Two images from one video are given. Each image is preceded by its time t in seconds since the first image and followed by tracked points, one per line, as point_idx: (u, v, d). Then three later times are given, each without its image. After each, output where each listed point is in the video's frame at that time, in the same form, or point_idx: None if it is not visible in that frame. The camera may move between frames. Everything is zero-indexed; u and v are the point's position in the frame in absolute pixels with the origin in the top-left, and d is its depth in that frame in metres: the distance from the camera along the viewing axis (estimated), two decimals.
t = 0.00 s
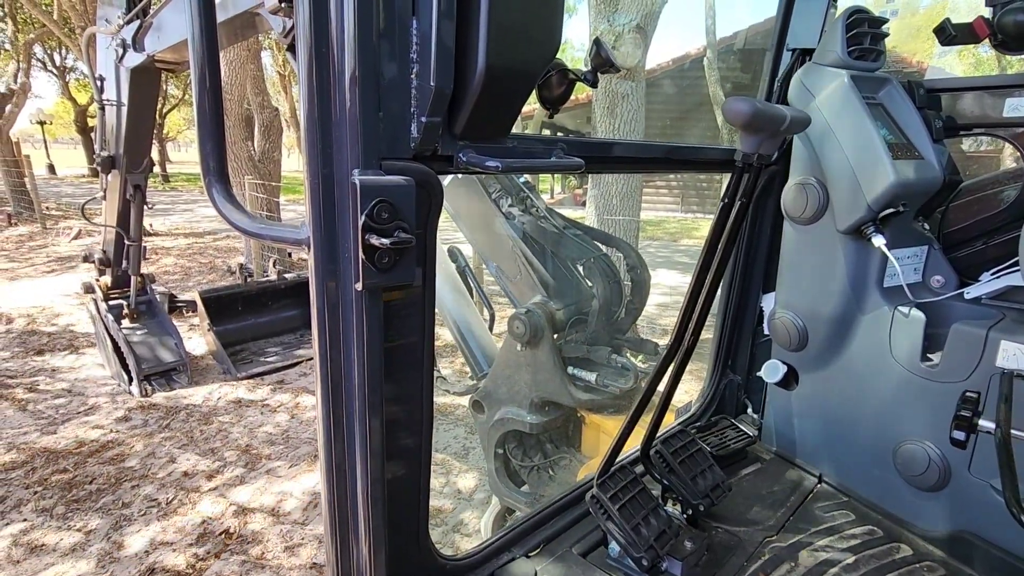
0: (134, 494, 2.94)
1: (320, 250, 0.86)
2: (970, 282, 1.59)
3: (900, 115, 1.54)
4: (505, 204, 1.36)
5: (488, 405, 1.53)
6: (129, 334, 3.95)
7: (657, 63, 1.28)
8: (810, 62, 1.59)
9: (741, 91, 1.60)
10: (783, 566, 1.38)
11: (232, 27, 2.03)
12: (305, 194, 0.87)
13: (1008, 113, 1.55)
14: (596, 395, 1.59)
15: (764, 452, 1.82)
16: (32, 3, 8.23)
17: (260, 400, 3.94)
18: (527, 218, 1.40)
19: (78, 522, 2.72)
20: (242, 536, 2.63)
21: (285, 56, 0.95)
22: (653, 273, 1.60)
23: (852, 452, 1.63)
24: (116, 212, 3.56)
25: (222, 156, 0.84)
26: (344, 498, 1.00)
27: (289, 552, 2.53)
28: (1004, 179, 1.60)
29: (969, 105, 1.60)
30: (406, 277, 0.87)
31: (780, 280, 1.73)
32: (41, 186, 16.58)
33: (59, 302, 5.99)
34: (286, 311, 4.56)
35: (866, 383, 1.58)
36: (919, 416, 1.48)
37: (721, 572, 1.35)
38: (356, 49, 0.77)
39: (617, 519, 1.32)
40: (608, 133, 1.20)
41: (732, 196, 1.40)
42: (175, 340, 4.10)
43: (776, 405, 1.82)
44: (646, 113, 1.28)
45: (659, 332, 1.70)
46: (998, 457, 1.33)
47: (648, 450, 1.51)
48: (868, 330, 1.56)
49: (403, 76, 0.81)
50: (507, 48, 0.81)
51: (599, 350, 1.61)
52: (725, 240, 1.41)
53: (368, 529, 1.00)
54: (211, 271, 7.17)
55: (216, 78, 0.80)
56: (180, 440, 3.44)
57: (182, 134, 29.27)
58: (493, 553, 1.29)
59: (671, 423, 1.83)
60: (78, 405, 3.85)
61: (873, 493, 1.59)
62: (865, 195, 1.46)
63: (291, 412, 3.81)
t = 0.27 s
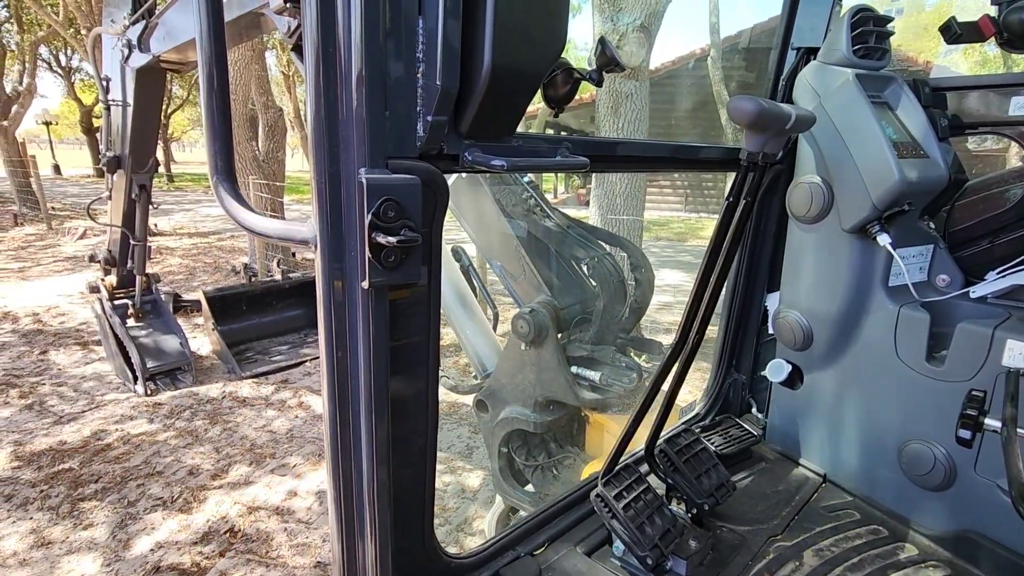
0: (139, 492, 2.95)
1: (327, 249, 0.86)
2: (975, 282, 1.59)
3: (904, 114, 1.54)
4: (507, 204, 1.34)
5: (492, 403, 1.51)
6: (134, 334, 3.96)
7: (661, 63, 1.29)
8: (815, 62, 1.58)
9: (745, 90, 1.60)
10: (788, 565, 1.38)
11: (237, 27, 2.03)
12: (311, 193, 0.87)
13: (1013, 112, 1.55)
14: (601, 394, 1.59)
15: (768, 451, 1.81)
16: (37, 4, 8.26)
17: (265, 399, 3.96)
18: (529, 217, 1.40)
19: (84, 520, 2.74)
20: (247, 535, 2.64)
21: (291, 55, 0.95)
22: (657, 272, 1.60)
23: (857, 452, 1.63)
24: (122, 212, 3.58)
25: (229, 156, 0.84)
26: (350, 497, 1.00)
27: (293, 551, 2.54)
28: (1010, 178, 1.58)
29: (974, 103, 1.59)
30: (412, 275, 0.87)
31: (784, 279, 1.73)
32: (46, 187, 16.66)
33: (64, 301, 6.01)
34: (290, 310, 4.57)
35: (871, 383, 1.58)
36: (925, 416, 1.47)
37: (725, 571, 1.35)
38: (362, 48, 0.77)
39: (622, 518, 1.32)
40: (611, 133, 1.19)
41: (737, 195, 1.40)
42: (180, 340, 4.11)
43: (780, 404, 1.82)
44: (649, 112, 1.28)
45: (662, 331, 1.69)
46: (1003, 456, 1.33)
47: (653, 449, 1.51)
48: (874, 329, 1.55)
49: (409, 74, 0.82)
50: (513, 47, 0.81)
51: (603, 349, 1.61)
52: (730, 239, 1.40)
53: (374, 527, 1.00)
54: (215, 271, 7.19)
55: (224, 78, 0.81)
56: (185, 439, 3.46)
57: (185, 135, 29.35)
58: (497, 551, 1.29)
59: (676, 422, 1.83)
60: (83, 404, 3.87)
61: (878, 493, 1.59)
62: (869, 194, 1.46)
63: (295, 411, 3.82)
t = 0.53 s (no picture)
0: (141, 491, 2.96)
1: (329, 249, 0.86)
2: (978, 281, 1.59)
3: (906, 113, 1.54)
4: (509, 203, 1.35)
5: (494, 404, 1.52)
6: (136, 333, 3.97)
7: (663, 63, 1.28)
8: (817, 61, 1.58)
9: (747, 90, 1.60)
10: (790, 565, 1.38)
11: (239, 27, 2.03)
12: (313, 193, 0.87)
13: (1016, 111, 1.55)
14: (602, 394, 1.59)
15: (769, 451, 1.82)
16: (39, 4, 8.27)
17: (267, 398, 3.96)
18: (532, 216, 1.40)
19: (86, 519, 2.74)
20: (249, 534, 2.64)
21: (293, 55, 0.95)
22: (659, 272, 1.60)
23: (859, 452, 1.63)
24: (124, 212, 3.58)
25: (232, 156, 0.84)
26: (352, 497, 1.00)
27: (295, 550, 2.54)
28: (1011, 178, 1.57)
29: (975, 103, 1.60)
30: (414, 275, 0.87)
31: (786, 280, 1.73)
32: (48, 186, 16.69)
33: (66, 301, 6.02)
34: (291, 310, 4.57)
35: (874, 384, 1.57)
36: (927, 416, 1.47)
37: (727, 571, 1.35)
38: (365, 49, 0.77)
39: (624, 519, 1.32)
40: (613, 133, 1.19)
41: (738, 195, 1.39)
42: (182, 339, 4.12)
43: (782, 404, 1.82)
44: (651, 112, 1.28)
45: (663, 331, 1.69)
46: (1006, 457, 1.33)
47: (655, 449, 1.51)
48: (876, 329, 1.55)
49: (411, 74, 0.82)
50: (515, 47, 0.81)
51: (605, 349, 1.60)
52: (731, 240, 1.40)
53: (376, 526, 1.01)
54: (217, 270, 7.20)
55: (226, 78, 0.81)
56: (187, 438, 3.46)
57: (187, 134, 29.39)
58: (499, 551, 1.29)
59: (677, 421, 1.83)
60: (85, 403, 3.88)
61: (880, 493, 1.59)
62: (872, 193, 1.46)
63: (296, 410, 3.83)
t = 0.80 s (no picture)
0: (140, 491, 2.95)
1: (329, 247, 0.86)
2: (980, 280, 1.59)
3: (908, 112, 1.54)
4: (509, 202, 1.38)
5: (494, 404, 1.51)
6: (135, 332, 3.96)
7: (663, 62, 1.28)
8: (818, 60, 1.58)
9: (748, 89, 1.59)
10: (791, 565, 1.38)
11: (238, 25, 2.03)
12: (314, 191, 0.87)
13: (1017, 110, 1.56)
14: (603, 393, 1.59)
15: (770, 451, 1.81)
16: (38, 3, 8.26)
17: (266, 398, 3.96)
18: (533, 216, 1.42)
19: (85, 519, 2.74)
20: (249, 533, 2.64)
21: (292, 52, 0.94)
22: (659, 272, 1.59)
23: (861, 452, 1.62)
24: (123, 211, 3.58)
25: (232, 153, 0.84)
26: (352, 496, 1.00)
27: (295, 550, 2.54)
28: (1014, 177, 1.56)
29: (974, 102, 1.60)
30: (415, 274, 0.87)
31: (787, 279, 1.73)
32: (48, 185, 16.68)
33: (65, 300, 6.01)
34: (290, 309, 4.56)
35: (875, 383, 1.57)
36: (929, 416, 1.47)
37: (728, 571, 1.35)
38: (366, 46, 0.77)
39: (625, 518, 1.32)
40: (613, 132, 1.19)
41: (741, 194, 1.39)
42: (181, 339, 4.11)
43: (783, 404, 1.81)
44: (651, 111, 1.27)
45: (664, 330, 1.68)
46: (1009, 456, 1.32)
47: (655, 448, 1.51)
48: (878, 329, 1.54)
49: (412, 72, 0.81)
50: (517, 44, 0.81)
51: (606, 348, 1.61)
52: (733, 239, 1.40)
53: (376, 525, 1.00)
54: (216, 270, 7.19)
55: (226, 75, 0.80)
56: (186, 437, 3.45)
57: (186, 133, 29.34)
58: (500, 551, 1.29)
59: (678, 422, 1.81)
60: (84, 402, 3.87)
61: (881, 493, 1.59)
62: (874, 192, 1.46)
63: (296, 409, 3.82)
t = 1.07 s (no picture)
0: (138, 491, 2.94)
1: (328, 247, 0.85)
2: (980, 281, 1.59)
3: (908, 112, 1.54)
4: (507, 202, 1.36)
5: (493, 403, 1.50)
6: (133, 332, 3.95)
7: (662, 62, 1.28)
8: (818, 60, 1.58)
9: (747, 89, 1.59)
10: (791, 565, 1.38)
11: (237, 24, 2.02)
12: (313, 191, 0.86)
13: (1018, 110, 1.54)
14: (602, 393, 1.58)
15: (770, 451, 1.81)
16: (36, 2, 8.24)
17: (264, 397, 3.95)
18: (532, 215, 1.41)
19: (83, 519, 2.73)
20: (247, 534, 2.63)
21: (290, 51, 0.94)
22: (657, 272, 1.59)
23: (860, 452, 1.62)
24: (121, 211, 3.57)
25: (230, 152, 0.83)
26: (351, 496, 1.00)
27: (293, 550, 2.53)
28: (1013, 177, 1.55)
29: (973, 102, 1.59)
30: (414, 273, 0.86)
31: (786, 279, 1.73)
32: (46, 184, 16.66)
33: (63, 299, 6.00)
34: (289, 309, 4.55)
35: (875, 383, 1.57)
36: (928, 416, 1.47)
37: (727, 571, 1.35)
38: (365, 45, 0.76)
39: (624, 519, 1.32)
40: (613, 131, 1.18)
41: (740, 193, 1.40)
42: (179, 339, 4.11)
43: (783, 404, 1.81)
44: (650, 111, 1.27)
45: (665, 330, 1.68)
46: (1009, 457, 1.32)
47: (655, 448, 1.50)
48: (877, 329, 1.54)
49: (412, 72, 0.81)
50: (517, 43, 0.80)
51: (605, 348, 1.60)
52: (734, 239, 1.41)
53: (376, 526, 1.00)
54: (215, 269, 7.18)
55: (225, 74, 0.80)
56: (184, 437, 3.45)
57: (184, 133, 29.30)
58: (499, 551, 1.28)
59: (677, 421, 1.82)
60: (82, 402, 3.86)
61: (880, 493, 1.59)
62: (874, 192, 1.46)
63: (295, 409, 3.81)
